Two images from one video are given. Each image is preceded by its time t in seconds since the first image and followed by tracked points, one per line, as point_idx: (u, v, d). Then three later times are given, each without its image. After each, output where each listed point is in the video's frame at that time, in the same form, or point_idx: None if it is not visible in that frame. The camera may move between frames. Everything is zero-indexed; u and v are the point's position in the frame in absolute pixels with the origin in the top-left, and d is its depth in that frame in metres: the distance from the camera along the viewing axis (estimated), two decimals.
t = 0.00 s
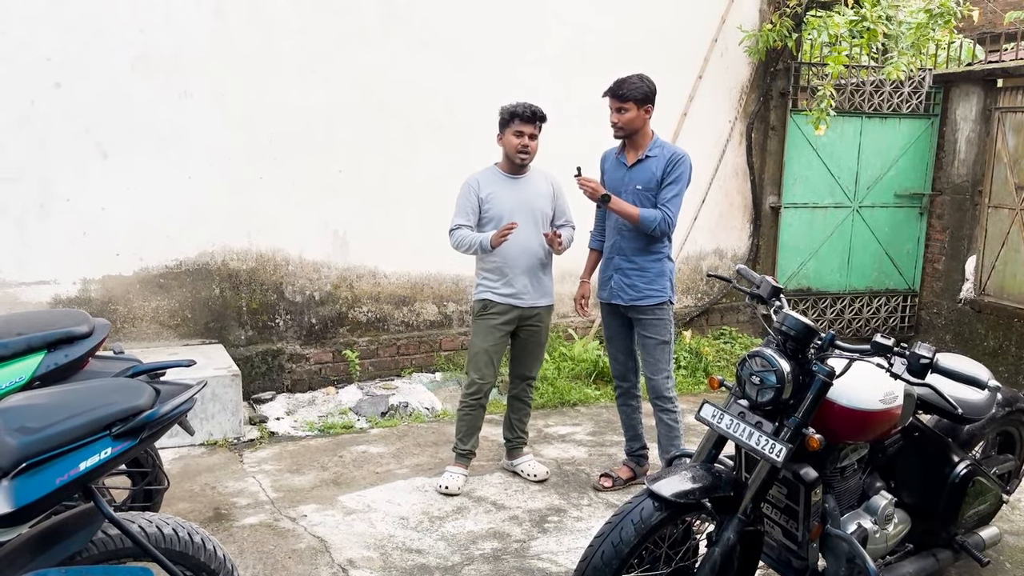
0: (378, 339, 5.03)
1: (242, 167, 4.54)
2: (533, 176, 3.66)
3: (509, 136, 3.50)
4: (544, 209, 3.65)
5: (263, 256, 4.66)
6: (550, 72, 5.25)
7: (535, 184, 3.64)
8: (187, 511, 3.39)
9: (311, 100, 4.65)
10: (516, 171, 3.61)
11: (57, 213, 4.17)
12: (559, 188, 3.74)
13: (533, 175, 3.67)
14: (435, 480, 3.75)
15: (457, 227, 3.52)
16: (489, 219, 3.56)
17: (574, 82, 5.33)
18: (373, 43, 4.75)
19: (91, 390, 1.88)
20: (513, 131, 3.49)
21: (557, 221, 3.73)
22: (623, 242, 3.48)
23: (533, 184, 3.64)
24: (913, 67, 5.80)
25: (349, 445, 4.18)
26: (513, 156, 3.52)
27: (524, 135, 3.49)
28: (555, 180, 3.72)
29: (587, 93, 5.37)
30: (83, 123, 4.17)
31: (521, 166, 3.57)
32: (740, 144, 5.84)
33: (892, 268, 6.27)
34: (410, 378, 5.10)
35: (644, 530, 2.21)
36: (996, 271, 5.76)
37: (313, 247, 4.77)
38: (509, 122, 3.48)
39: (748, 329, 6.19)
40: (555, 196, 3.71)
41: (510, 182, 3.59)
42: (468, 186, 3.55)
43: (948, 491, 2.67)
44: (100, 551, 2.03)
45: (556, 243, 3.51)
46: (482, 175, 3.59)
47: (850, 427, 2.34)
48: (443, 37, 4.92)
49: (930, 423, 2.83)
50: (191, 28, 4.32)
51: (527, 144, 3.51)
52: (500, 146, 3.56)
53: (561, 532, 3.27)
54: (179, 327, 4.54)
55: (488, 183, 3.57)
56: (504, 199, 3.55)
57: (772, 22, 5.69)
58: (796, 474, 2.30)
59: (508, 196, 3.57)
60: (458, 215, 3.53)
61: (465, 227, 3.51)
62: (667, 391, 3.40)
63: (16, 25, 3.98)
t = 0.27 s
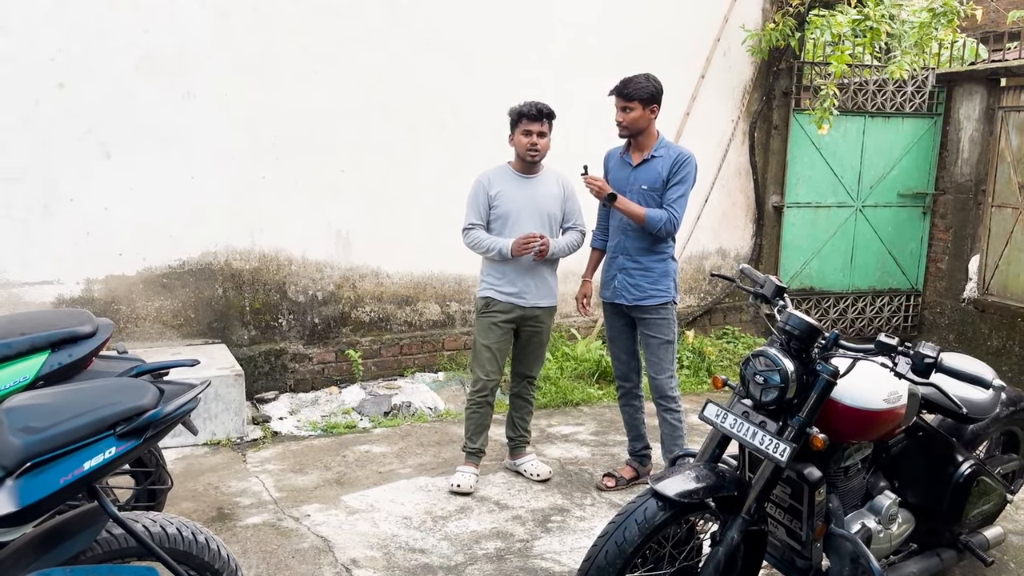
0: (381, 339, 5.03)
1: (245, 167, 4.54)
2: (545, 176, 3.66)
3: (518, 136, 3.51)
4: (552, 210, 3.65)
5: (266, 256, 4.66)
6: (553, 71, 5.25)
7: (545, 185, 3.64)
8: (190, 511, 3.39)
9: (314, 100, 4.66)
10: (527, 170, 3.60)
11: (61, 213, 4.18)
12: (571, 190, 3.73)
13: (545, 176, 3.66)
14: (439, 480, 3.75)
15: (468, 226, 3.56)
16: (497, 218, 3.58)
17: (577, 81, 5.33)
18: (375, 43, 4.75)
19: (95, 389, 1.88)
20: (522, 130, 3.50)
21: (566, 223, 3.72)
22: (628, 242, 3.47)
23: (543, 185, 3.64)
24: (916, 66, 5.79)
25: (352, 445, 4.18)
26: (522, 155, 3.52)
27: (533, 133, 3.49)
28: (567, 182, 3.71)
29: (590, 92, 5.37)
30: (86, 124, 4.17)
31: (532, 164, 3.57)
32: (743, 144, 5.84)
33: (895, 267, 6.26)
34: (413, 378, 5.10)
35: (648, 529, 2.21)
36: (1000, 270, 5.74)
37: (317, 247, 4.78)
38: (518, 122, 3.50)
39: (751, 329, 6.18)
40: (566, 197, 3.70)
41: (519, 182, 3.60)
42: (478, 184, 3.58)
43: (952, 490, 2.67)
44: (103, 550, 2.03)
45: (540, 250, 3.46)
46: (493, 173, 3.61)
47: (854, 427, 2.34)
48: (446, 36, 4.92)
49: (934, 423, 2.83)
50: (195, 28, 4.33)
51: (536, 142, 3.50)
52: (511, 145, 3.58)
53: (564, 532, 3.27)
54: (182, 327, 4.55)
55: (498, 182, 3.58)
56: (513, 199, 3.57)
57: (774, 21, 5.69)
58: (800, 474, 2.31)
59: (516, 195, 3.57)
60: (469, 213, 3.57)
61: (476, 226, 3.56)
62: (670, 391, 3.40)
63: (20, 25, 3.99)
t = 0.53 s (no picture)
0: (383, 338, 5.03)
1: (247, 167, 4.54)
2: (549, 176, 3.66)
3: (525, 135, 3.51)
4: (557, 211, 3.66)
5: (268, 255, 4.66)
6: (556, 71, 5.25)
7: (550, 185, 3.64)
8: (193, 510, 3.40)
9: (316, 100, 4.66)
10: (532, 170, 3.61)
11: (64, 213, 4.18)
12: (574, 190, 3.73)
13: (549, 175, 3.67)
14: (442, 479, 3.75)
15: (471, 223, 3.55)
16: (501, 217, 3.58)
17: (579, 81, 5.33)
18: (378, 43, 4.75)
19: (99, 389, 1.88)
20: (529, 130, 3.49)
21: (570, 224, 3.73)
22: (632, 241, 3.47)
23: (548, 184, 3.64)
24: (919, 66, 5.78)
25: (354, 444, 4.19)
26: (528, 155, 3.53)
27: (539, 133, 3.50)
28: (571, 182, 3.72)
29: (592, 91, 5.37)
30: (88, 123, 4.18)
31: (537, 164, 3.57)
32: (745, 143, 5.83)
33: (897, 267, 6.25)
34: (416, 377, 5.10)
35: (650, 529, 2.21)
36: (1003, 269, 5.73)
37: (319, 247, 4.78)
38: (525, 121, 3.49)
39: (753, 328, 6.18)
40: (570, 197, 3.71)
41: (524, 181, 3.60)
42: (483, 182, 3.57)
43: (955, 489, 2.67)
44: (106, 549, 2.04)
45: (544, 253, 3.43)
46: (497, 171, 3.60)
47: (858, 426, 2.33)
48: (449, 36, 4.92)
49: (937, 422, 2.83)
50: (197, 28, 4.33)
51: (543, 142, 3.50)
52: (517, 144, 3.57)
53: (567, 531, 3.27)
54: (185, 327, 4.55)
55: (503, 180, 3.59)
56: (518, 198, 3.57)
57: (777, 20, 5.68)
58: (803, 473, 2.31)
59: (522, 194, 3.58)
60: (473, 211, 3.56)
61: (479, 224, 3.55)
62: (673, 390, 3.39)
63: (23, 25, 3.99)
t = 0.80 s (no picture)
0: (384, 338, 5.04)
1: (248, 166, 4.54)
2: (550, 175, 3.66)
3: (521, 133, 3.53)
4: (558, 210, 3.66)
5: (269, 255, 4.67)
6: (557, 69, 5.25)
7: (550, 184, 3.64)
8: (194, 509, 3.40)
9: (317, 99, 4.66)
10: (532, 167, 3.60)
11: (65, 212, 4.19)
12: (574, 189, 3.74)
13: (549, 174, 3.67)
14: (443, 479, 3.75)
15: (474, 223, 3.53)
16: (503, 216, 3.58)
17: (580, 79, 5.32)
18: (378, 42, 4.75)
19: (101, 387, 1.88)
20: (524, 127, 3.51)
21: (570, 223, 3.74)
22: (635, 241, 3.48)
23: (549, 183, 3.64)
24: (920, 64, 5.78)
25: (355, 443, 4.19)
26: (525, 152, 3.53)
27: (535, 130, 3.50)
28: (571, 181, 3.72)
29: (593, 90, 5.37)
30: (90, 123, 4.18)
31: (536, 161, 3.56)
32: (746, 142, 5.83)
33: (899, 265, 6.25)
34: (417, 376, 5.11)
35: (651, 528, 2.21)
36: (1004, 268, 5.73)
37: (320, 246, 4.78)
38: (520, 119, 3.51)
39: (755, 327, 6.18)
40: (570, 196, 3.71)
41: (525, 180, 3.60)
42: (485, 181, 3.57)
43: (956, 489, 2.67)
44: (108, 548, 2.04)
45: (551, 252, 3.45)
46: (499, 170, 3.60)
47: (859, 425, 2.33)
48: (450, 35, 4.92)
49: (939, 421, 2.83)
50: (198, 27, 4.33)
51: (539, 138, 3.50)
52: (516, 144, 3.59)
53: (568, 530, 3.27)
54: (186, 326, 4.56)
55: (505, 179, 3.58)
56: (519, 197, 3.57)
57: (778, 19, 5.68)
58: (804, 471, 2.31)
59: (523, 194, 3.58)
60: (475, 210, 3.55)
61: (482, 224, 3.53)
62: (675, 389, 3.40)
63: (23, 25, 3.99)
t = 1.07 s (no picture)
0: (384, 337, 5.04)
1: (248, 166, 4.55)
2: (549, 175, 3.67)
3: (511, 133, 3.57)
4: (557, 209, 3.66)
5: (269, 254, 4.67)
6: (556, 68, 5.25)
7: (549, 183, 3.65)
8: (195, 508, 3.40)
9: (317, 98, 4.66)
10: (528, 165, 3.61)
11: (65, 211, 4.19)
12: (573, 189, 3.74)
13: (548, 173, 3.67)
14: (443, 478, 3.75)
15: (473, 220, 3.54)
16: (502, 214, 3.58)
17: (580, 79, 5.33)
18: (378, 41, 4.76)
19: (101, 386, 1.89)
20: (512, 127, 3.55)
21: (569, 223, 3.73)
22: (635, 240, 3.48)
23: (547, 182, 3.64)
24: (920, 63, 5.78)
25: (355, 442, 4.19)
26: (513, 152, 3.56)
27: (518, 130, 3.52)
28: (571, 181, 3.72)
29: (593, 89, 5.37)
30: (90, 122, 4.18)
31: (524, 158, 3.55)
32: (746, 141, 5.83)
33: (898, 264, 6.25)
34: (417, 376, 5.11)
35: (650, 527, 2.21)
36: (1004, 267, 5.72)
37: (320, 245, 4.79)
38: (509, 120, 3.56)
39: (754, 326, 6.18)
40: (569, 196, 3.71)
41: (523, 179, 3.61)
42: (483, 179, 3.59)
43: (955, 487, 2.67)
44: (107, 547, 2.05)
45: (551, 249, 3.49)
46: (498, 169, 3.62)
47: (858, 424, 2.34)
48: (449, 34, 4.92)
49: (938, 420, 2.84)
50: (198, 26, 4.34)
51: (520, 138, 3.50)
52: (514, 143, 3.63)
53: (568, 528, 3.28)
54: (186, 325, 4.56)
55: (503, 178, 3.60)
56: (519, 195, 3.58)
57: (778, 18, 5.68)
58: (803, 470, 2.31)
59: (521, 192, 3.58)
60: (474, 207, 3.56)
61: (481, 221, 3.54)
62: (675, 388, 3.40)
63: (24, 24, 4.00)
